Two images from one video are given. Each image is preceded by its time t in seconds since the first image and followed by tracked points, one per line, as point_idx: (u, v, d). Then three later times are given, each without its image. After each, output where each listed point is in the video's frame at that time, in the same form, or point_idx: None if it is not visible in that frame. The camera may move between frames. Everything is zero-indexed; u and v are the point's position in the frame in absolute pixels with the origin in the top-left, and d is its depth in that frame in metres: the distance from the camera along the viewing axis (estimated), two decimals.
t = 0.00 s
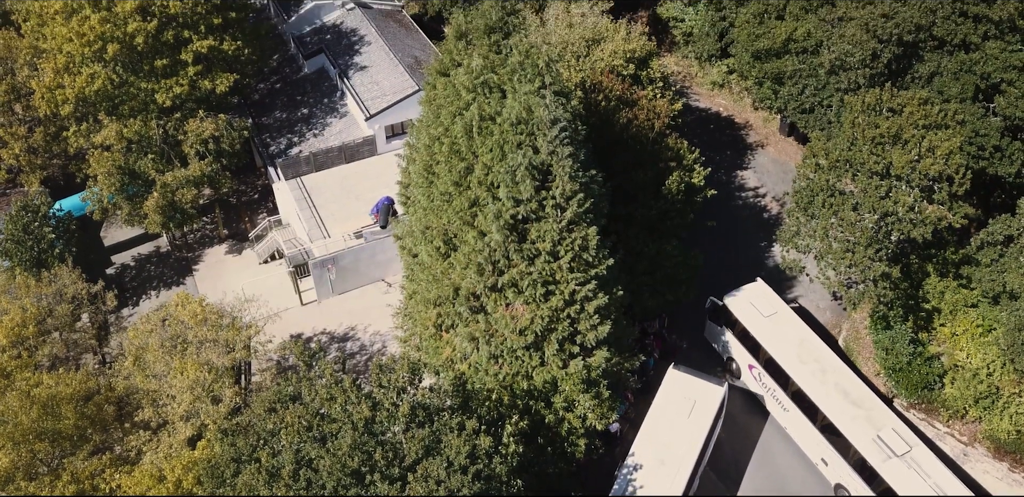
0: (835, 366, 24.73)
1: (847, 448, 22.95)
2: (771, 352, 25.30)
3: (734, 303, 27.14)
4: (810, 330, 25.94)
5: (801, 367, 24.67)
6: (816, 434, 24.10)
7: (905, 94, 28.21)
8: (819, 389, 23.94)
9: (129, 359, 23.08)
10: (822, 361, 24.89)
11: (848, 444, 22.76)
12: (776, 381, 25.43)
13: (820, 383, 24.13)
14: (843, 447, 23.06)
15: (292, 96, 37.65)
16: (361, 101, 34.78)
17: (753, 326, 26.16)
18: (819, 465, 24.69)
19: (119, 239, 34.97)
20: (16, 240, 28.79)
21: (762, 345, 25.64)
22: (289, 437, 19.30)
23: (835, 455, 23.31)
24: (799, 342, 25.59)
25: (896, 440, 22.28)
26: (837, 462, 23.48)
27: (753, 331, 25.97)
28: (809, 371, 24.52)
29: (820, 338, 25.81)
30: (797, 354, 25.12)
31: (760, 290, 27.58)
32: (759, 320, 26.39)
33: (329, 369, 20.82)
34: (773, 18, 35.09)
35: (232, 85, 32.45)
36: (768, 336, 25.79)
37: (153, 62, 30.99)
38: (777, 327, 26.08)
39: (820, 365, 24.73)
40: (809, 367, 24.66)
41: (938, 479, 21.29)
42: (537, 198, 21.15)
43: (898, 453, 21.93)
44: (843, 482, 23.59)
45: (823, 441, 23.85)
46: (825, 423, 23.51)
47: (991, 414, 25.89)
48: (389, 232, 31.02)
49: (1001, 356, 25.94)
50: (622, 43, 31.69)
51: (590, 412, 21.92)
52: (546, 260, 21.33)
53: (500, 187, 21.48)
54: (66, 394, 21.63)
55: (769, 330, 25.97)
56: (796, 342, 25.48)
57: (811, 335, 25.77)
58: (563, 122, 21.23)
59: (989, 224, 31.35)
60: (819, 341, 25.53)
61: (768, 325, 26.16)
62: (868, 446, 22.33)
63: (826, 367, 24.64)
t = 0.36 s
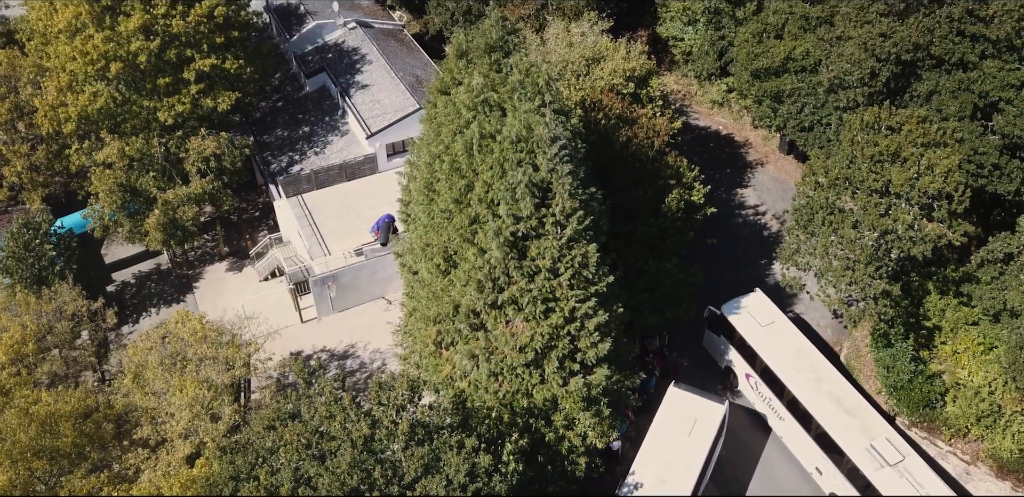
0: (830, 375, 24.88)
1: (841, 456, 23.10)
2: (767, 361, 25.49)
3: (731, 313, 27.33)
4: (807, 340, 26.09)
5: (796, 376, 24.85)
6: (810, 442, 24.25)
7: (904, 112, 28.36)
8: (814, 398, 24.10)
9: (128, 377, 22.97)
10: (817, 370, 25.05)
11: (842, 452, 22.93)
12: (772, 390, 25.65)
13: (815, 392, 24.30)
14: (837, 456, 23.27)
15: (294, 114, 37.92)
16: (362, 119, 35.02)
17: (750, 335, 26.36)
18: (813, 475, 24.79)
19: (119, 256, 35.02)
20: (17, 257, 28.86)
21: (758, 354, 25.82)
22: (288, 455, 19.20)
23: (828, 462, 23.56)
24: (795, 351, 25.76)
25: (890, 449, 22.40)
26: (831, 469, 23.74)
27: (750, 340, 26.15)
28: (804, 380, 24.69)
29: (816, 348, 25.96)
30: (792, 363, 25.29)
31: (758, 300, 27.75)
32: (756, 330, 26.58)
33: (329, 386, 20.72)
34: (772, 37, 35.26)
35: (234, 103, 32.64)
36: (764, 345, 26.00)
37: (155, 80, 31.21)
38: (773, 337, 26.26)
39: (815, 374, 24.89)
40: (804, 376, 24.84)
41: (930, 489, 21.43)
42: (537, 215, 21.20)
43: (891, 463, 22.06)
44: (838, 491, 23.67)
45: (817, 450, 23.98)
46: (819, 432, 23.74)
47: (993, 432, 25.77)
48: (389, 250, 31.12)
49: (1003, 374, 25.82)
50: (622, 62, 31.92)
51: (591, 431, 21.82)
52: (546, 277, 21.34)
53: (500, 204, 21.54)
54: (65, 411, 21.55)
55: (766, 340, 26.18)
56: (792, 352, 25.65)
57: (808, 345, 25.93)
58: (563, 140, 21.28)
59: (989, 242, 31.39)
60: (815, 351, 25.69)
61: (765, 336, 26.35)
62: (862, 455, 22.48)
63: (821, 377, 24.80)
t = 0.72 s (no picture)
0: (825, 386, 25.30)
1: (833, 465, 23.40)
2: (763, 369, 25.95)
3: (730, 323, 27.85)
4: (803, 351, 26.56)
5: (791, 384, 25.27)
6: (802, 451, 24.57)
7: (902, 132, 28.34)
8: (808, 407, 24.51)
9: (127, 396, 22.89)
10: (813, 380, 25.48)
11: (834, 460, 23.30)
12: (766, 398, 25.98)
13: (809, 401, 24.71)
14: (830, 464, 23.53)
15: (295, 134, 38.19)
16: (363, 139, 35.27)
17: (747, 345, 26.87)
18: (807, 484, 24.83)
19: (120, 275, 35.07)
20: (18, 276, 28.91)
21: (755, 363, 26.26)
22: (286, 475, 19.06)
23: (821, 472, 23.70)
24: (791, 361, 26.22)
25: (881, 458, 22.80)
26: (824, 478, 23.76)
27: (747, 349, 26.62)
28: (799, 389, 25.12)
29: (812, 359, 26.40)
30: (788, 372, 25.73)
31: (756, 311, 28.32)
32: (753, 340, 27.07)
33: (328, 406, 20.65)
34: (771, 58, 35.63)
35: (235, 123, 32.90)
36: (760, 354, 26.48)
37: (157, 100, 31.49)
38: (770, 347, 26.74)
39: (810, 384, 25.31)
40: (799, 385, 25.26)
41: None
42: (536, 234, 21.26)
43: (882, 472, 22.44)
44: None
45: (809, 458, 24.32)
46: (813, 440, 24.12)
47: (996, 453, 25.65)
48: (389, 269, 31.17)
49: (1004, 395, 26.20)
50: (622, 83, 32.18)
51: (592, 450, 21.82)
52: (546, 295, 21.35)
53: (500, 223, 21.63)
54: (63, 431, 21.47)
55: (762, 350, 26.64)
56: (788, 361, 26.11)
57: (804, 355, 26.40)
58: (563, 160, 21.47)
59: (989, 261, 31.49)
60: (810, 361, 26.15)
61: (761, 346, 26.82)
62: (854, 463, 22.88)
63: (816, 386, 25.22)
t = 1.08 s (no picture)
0: (821, 395, 25.75)
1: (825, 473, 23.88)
2: (760, 376, 26.53)
3: (729, 332, 28.50)
4: (800, 361, 27.08)
5: (786, 392, 25.81)
6: (796, 459, 24.94)
7: (902, 153, 28.36)
8: (802, 414, 24.97)
9: (127, 416, 22.79)
10: (808, 389, 25.97)
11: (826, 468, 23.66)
12: (762, 407, 26.47)
13: (804, 409, 25.19)
14: (822, 473, 23.99)
15: (297, 154, 38.43)
16: (365, 160, 35.50)
17: (744, 353, 27.46)
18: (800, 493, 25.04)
19: (121, 295, 35.09)
20: (19, 295, 28.92)
21: (752, 371, 26.83)
22: None
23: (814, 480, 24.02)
24: (788, 370, 26.77)
25: (873, 467, 23.11)
26: (817, 486, 24.10)
27: (745, 358, 27.21)
28: (794, 397, 25.63)
29: (809, 369, 26.90)
30: (784, 380, 26.28)
31: (755, 321, 29.01)
32: (751, 349, 27.67)
33: (329, 425, 20.55)
34: (771, 79, 35.83)
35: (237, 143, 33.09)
36: (758, 362, 27.08)
37: (161, 120, 31.74)
38: (767, 355, 27.32)
39: (806, 393, 25.80)
40: (794, 393, 25.77)
41: None
42: (537, 253, 21.28)
43: (873, 480, 22.73)
44: None
45: (803, 467, 24.66)
46: (806, 449, 24.56)
47: (1000, 474, 25.50)
48: (390, 288, 31.27)
49: (1008, 415, 25.96)
50: (622, 104, 32.41)
51: (592, 471, 21.85)
52: (546, 315, 21.35)
53: (501, 243, 21.68)
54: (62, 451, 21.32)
55: (760, 359, 27.21)
56: (785, 370, 26.66)
57: (801, 365, 26.92)
58: (563, 180, 21.48)
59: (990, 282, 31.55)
60: (807, 370, 26.66)
61: (760, 356, 27.38)
62: (845, 471, 23.21)
63: (812, 395, 25.69)
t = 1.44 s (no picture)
0: (815, 402, 25.95)
1: (819, 480, 24.01)
2: (755, 384, 26.72)
3: (725, 339, 28.67)
4: (795, 369, 27.31)
5: (781, 400, 26.02)
6: (791, 467, 25.06)
7: (903, 171, 28.44)
8: (796, 421, 25.17)
9: (126, 434, 22.64)
10: (803, 396, 26.18)
11: (819, 475, 23.85)
12: (757, 414, 26.69)
13: (798, 416, 25.40)
14: (815, 480, 24.08)
15: (299, 172, 38.60)
16: (366, 178, 35.66)
17: (740, 360, 27.71)
18: None
19: (121, 312, 35.05)
20: (20, 313, 28.91)
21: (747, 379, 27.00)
22: None
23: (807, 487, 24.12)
24: (783, 378, 26.97)
25: (865, 474, 23.33)
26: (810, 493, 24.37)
27: (741, 364, 27.44)
28: (788, 404, 25.82)
29: (804, 377, 27.08)
30: (779, 388, 26.49)
31: (752, 328, 29.24)
32: (747, 358, 27.84)
33: (329, 443, 20.42)
34: (771, 97, 36.06)
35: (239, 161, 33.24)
36: (753, 370, 27.27)
37: (163, 139, 31.94)
38: (763, 362, 27.58)
39: (800, 400, 26.00)
40: (789, 401, 25.95)
41: None
42: (538, 270, 21.30)
43: (865, 487, 22.95)
44: None
45: (797, 474, 24.81)
46: (800, 455, 24.68)
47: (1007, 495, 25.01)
48: (392, 305, 31.26)
49: (1011, 434, 25.82)
50: (623, 122, 32.58)
51: (594, 490, 21.92)
52: (548, 333, 21.34)
53: (502, 260, 21.71)
54: (60, 470, 21.14)
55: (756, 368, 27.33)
56: (780, 378, 26.89)
57: (796, 373, 27.11)
58: (564, 197, 21.55)
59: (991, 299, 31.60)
60: (802, 378, 26.85)
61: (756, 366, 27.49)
62: (838, 478, 23.42)
63: (806, 402, 25.89)
